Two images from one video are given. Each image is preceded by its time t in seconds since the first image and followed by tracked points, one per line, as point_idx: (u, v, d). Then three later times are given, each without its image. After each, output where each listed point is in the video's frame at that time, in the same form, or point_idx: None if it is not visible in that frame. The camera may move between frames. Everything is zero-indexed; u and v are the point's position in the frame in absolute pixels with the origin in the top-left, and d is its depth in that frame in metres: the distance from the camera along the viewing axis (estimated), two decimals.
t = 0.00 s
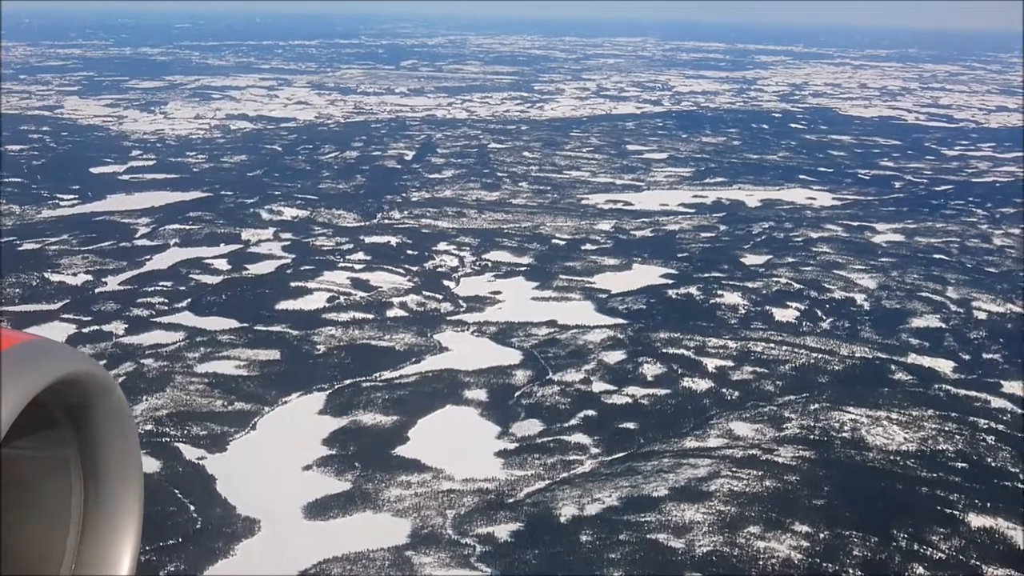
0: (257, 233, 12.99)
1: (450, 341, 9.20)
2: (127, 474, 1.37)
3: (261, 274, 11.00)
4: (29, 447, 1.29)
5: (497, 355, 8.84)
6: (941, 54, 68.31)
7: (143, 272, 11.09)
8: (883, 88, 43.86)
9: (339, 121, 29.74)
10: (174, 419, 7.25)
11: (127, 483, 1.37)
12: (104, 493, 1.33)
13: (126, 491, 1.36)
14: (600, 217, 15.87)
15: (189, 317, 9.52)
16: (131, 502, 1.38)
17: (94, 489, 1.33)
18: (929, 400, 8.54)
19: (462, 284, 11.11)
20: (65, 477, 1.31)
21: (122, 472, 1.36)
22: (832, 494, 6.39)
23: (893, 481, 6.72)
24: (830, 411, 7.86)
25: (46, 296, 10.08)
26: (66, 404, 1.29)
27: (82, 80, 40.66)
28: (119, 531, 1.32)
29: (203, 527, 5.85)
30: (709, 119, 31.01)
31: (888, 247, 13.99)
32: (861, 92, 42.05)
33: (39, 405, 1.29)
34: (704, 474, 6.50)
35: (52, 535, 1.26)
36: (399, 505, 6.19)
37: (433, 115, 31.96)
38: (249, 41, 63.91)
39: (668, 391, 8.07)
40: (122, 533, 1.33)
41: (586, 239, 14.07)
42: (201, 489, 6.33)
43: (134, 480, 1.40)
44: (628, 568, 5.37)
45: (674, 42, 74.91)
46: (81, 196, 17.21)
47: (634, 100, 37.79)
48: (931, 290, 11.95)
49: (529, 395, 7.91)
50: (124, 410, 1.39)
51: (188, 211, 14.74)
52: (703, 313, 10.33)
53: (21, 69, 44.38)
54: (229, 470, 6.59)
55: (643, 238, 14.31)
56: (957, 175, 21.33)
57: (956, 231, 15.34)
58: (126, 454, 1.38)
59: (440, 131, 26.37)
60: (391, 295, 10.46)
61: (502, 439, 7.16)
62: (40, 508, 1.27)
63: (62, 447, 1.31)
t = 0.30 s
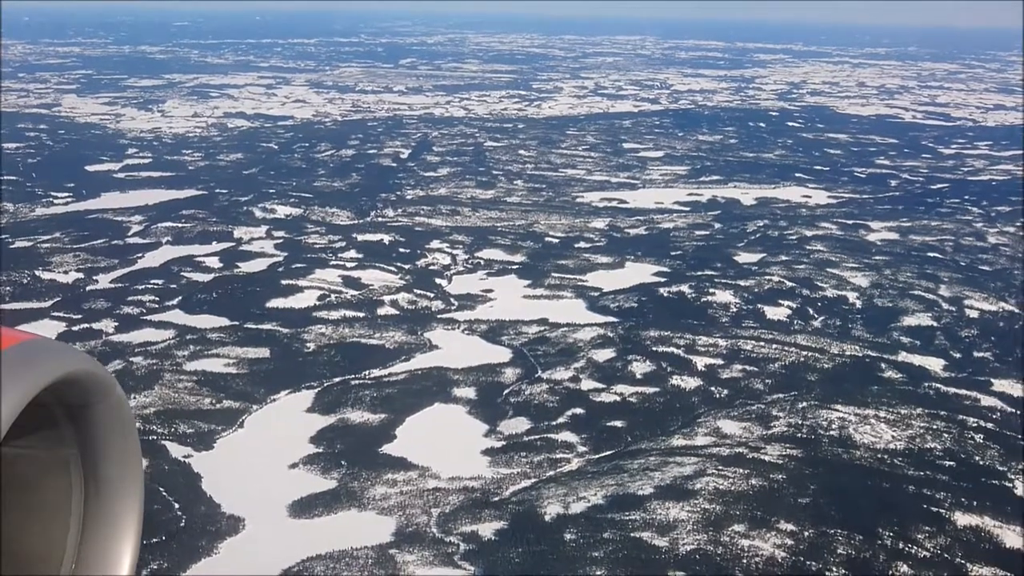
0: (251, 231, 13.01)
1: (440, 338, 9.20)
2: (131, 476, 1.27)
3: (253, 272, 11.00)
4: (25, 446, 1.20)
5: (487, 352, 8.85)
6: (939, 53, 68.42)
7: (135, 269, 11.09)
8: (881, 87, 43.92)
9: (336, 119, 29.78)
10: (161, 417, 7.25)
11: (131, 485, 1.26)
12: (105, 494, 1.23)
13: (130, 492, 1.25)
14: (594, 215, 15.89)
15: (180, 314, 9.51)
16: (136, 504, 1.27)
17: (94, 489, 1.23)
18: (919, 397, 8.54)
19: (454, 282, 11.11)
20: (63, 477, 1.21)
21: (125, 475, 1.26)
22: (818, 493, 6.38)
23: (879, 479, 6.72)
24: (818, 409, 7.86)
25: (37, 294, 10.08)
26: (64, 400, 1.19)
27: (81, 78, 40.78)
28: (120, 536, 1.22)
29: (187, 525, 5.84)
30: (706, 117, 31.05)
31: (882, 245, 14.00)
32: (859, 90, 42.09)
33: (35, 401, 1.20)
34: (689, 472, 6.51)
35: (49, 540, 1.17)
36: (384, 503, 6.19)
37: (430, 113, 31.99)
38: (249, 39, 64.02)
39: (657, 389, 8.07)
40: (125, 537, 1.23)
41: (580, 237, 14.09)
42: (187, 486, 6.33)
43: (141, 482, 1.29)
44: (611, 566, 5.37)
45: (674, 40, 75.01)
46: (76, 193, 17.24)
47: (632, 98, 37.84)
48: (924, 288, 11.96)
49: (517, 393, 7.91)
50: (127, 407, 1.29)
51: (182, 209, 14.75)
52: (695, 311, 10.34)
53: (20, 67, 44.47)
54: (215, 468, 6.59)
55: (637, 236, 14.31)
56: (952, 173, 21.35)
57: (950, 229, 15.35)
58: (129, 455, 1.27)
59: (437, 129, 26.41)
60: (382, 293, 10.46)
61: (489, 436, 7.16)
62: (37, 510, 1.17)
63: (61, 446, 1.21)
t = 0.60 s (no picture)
0: (243, 230, 13.00)
1: (430, 337, 9.19)
2: (132, 476, 1.28)
3: (244, 271, 10.98)
4: (27, 445, 1.22)
5: (476, 351, 8.84)
6: (938, 51, 68.40)
7: (126, 268, 11.08)
8: (880, 85, 43.85)
9: (333, 118, 29.73)
10: (148, 416, 7.24)
11: (131, 485, 1.28)
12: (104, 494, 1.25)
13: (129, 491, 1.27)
14: (588, 214, 15.87)
15: (170, 313, 9.50)
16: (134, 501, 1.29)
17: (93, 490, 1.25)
18: (909, 396, 8.53)
19: (446, 281, 11.10)
20: (63, 477, 1.24)
21: (126, 474, 1.28)
22: (804, 491, 6.37)
23: (865, 478, 6.72)
24: (807, 408, 7.85)
25: (27, 293, 10.06)
26: (64, 401, 1.21)
27: (79, 76, 40.69)
28: (118, 535, 1.24)
29: (171, 523, 5.83)
30: (703, 116, 31.00)
31: (876, 244, 13.99)
32: (858, 89, 42.04)
33: (38, 401, 1.21)
34: (675, 471, 6.50)
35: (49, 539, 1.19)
36: (369, 502, 6.19)
37: (427, 111, 31.93)
38: (248, 37, 63.89)
39: (646, 387, 8.07)
40: (124, 537, 1.25)
41: (573, 235, 14.07)
42: (172, 485, 6.31)
43: (142, 481, 1.31)
44: (593, 565, 5.36)
45: (673, 39, 74.87)
46: (70, 192, 17.20)
47: (630, 97, 37.78)
48: (917, 286, 11.95)
49: (506, 391, 7.91)
50: (128, 404, 1.30)
51: (176, 208, 14.72)
52: (686, 310, 10.32)
53: (18, 65, 44.39)
54: (200, 467, 6.58)
55: (631, 235, 14.29)
56: (948, 171, 21.35)
57: (945, 227, 15.34)
58: (130, 453, 1.29)
59: (434, 128, 26.38)
60: (373, 292, 10.44)
61: (477, 436, 7.15)
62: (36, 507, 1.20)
63: (61, 446, 1.23)
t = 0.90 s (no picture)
0: (236, 229, 12.98)
1: (420, 336, 9.17)
2: (131, 474, 1.26)
3: (235, 270, 10.97)
4: (28, 440, 1.20)
5: (466, 350, 8.83)
6: (938, 49, 68.31)
7: (117, 268, 11.06)
8: (878, 84, 43.79)
9: (330, 117, 29.70)
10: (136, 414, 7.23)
11: (131, 485, 1.25)
12: (108, 492, 1.23)
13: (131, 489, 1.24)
14: (583, 213, 15.84)
15: (161, 312, 9.48)
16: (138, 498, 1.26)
17: (93, 487, 1.22)
18: (898, 395, 8.53)
19: (438, 280, 11.08)
20: (65, 472, 1.22)
21: (127, 470, 1.25)
22: (790, 490, 6.36)
23: (852, 476, 6.71)
24: (795, 406, 7.84)
25: (17, 292, 10.04)
26: (64, 397, 1.19)
27: (76, 75, 40.64)
28: (119, 534, 1.21)
29: (154, 522, 5.81)
30: (701, 115, 30.96)
31: (870, 242, 13.97)
32: (856, 87, 41.97)
33: (36, 397, 1.20)
34: (661, 469, 6.49)
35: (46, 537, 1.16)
36: (354, 501, 6.17)
37: (425, 110, 31.90)
38: (248, 36, 63.85)
39: (635, 386, 8.05)
40: (124, 535, 1.22)
41: (567, 234, 14.04)
42: (157, 483, 6.29)
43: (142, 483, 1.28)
44: (577, 564, 5.35)
45: (673, 38, 74.84)
46: (64, 191, 17.18)
47: (628, 96, 37.74)
48: (910, 284, 11.93)
49: (494, 390, 7.89)
50: (129, 404, 1.28)
51: (169, 207, 14.69)
52: (678, 309, 10.31)
53: (16, 65, 44.36)
54: (187, 466, 6.55)
55: (625, 234, 14.26)
56: (945, 170, 21.31)
57: (940, 226, 15.32)
58: (130, 450, 1.26)
59: (430, 127, 26.32)
60: (364, 291, 10.42)
61: (464, 434, 7.13)
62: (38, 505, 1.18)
63: (62, 442, 1.22)
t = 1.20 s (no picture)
0: (229, 228, 12.98)
1: (411, 335, 9.17)
2: (130, 472, 1.23)
3: (227, 268, 10.97)
4: (26, 439, 1.17)
5: (456, 348, 8.84)
6: (936, 47, 68.36)
7: (110, 266, 11.06)
8: (876, 82, 43.83)
9: (327, 116, 29.73)
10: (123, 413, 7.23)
11: (132, 484, 1.23)
12: (105, 488, 1.20)
13: (130, 485, 1.23)
14: (577, 211, 15.85)
15: (151, 311, 9.48)
16: (138, 499, 1.24)
17: (94, 486, 1.20)
18: (888, 393, 8.52)
19: (430, 278, 11.08)
20: (63, 472, 1.19)
21: (126, 467, 1.23)
22: (776, 488, 6.36)
23: (840, 474, 6.70)
24: (784, 404, 7.83)
25: (9, 291, 10.04)
26: (63, 396, 1.16)
27: (75, 74, 40.69)
28: (119, 533, 1.19)
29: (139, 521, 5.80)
30: (698, 113, 30.97)
31: (864, 240, 13.98)
32: (854, 85, 42.01)
33: (36, 395, 1.17)
34: (648, 468, 6.49)
35: (45, 537, 1.13)
36: (340, 499, 6.17)
37: (422, 109, 31.93)
38: (247, 35, 63.89)
39: (625, 384, 8.05)
40: (124, 534, 1.20)
41: (561, 232, 14.04)
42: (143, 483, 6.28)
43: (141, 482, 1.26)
44: (561, 562, 5.35)
45: (672, 36, 74.91)
46: (60, 190, 17.20)
47: (625, 94, 37.79)
48: (903, 282, 11.94)
49: (483, 388, 7.90)
50: (128, 401, 1.26)
51: (163, 205, 14.69)
52: (669, 307, 10.31)
53: (15, 63, 44.42)
54: (174, 464, 6.55)
55: (619, 232, 14.27)
56: (941, 168, 21.31)
57: (934, 224, 15.32)
58: (130, 449, 1.24)
59: (427, 125, 26.31)
60: (356, 289, 10.43)
61: (451, 433, 7.14)
62: (37, 500, 1.15)
63: (59, 441, 1.19)
